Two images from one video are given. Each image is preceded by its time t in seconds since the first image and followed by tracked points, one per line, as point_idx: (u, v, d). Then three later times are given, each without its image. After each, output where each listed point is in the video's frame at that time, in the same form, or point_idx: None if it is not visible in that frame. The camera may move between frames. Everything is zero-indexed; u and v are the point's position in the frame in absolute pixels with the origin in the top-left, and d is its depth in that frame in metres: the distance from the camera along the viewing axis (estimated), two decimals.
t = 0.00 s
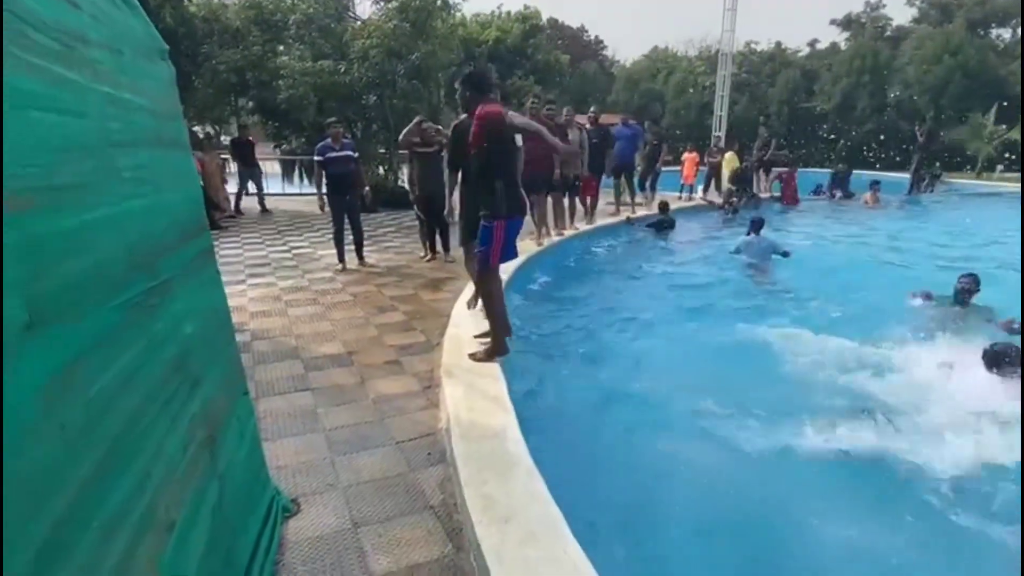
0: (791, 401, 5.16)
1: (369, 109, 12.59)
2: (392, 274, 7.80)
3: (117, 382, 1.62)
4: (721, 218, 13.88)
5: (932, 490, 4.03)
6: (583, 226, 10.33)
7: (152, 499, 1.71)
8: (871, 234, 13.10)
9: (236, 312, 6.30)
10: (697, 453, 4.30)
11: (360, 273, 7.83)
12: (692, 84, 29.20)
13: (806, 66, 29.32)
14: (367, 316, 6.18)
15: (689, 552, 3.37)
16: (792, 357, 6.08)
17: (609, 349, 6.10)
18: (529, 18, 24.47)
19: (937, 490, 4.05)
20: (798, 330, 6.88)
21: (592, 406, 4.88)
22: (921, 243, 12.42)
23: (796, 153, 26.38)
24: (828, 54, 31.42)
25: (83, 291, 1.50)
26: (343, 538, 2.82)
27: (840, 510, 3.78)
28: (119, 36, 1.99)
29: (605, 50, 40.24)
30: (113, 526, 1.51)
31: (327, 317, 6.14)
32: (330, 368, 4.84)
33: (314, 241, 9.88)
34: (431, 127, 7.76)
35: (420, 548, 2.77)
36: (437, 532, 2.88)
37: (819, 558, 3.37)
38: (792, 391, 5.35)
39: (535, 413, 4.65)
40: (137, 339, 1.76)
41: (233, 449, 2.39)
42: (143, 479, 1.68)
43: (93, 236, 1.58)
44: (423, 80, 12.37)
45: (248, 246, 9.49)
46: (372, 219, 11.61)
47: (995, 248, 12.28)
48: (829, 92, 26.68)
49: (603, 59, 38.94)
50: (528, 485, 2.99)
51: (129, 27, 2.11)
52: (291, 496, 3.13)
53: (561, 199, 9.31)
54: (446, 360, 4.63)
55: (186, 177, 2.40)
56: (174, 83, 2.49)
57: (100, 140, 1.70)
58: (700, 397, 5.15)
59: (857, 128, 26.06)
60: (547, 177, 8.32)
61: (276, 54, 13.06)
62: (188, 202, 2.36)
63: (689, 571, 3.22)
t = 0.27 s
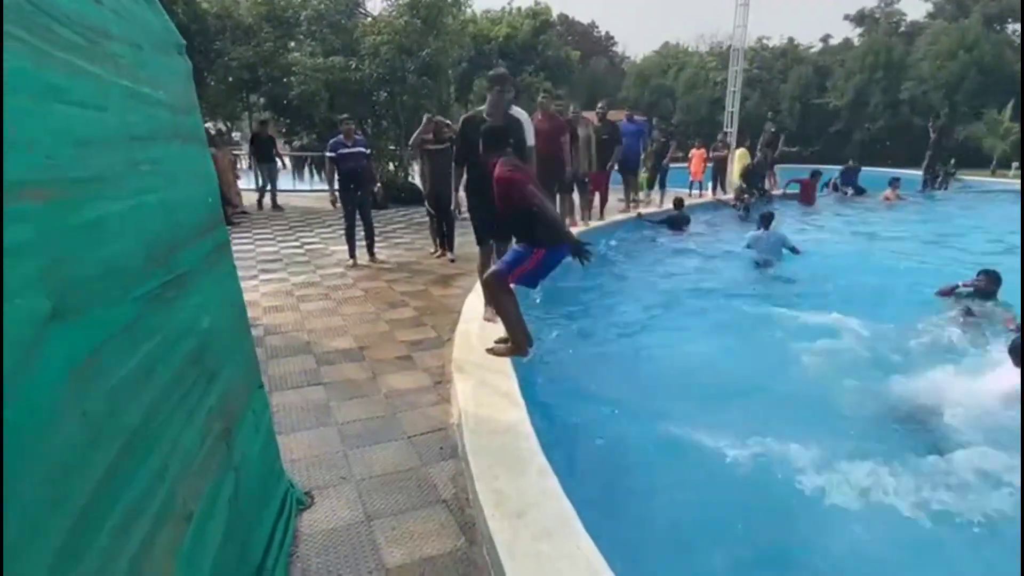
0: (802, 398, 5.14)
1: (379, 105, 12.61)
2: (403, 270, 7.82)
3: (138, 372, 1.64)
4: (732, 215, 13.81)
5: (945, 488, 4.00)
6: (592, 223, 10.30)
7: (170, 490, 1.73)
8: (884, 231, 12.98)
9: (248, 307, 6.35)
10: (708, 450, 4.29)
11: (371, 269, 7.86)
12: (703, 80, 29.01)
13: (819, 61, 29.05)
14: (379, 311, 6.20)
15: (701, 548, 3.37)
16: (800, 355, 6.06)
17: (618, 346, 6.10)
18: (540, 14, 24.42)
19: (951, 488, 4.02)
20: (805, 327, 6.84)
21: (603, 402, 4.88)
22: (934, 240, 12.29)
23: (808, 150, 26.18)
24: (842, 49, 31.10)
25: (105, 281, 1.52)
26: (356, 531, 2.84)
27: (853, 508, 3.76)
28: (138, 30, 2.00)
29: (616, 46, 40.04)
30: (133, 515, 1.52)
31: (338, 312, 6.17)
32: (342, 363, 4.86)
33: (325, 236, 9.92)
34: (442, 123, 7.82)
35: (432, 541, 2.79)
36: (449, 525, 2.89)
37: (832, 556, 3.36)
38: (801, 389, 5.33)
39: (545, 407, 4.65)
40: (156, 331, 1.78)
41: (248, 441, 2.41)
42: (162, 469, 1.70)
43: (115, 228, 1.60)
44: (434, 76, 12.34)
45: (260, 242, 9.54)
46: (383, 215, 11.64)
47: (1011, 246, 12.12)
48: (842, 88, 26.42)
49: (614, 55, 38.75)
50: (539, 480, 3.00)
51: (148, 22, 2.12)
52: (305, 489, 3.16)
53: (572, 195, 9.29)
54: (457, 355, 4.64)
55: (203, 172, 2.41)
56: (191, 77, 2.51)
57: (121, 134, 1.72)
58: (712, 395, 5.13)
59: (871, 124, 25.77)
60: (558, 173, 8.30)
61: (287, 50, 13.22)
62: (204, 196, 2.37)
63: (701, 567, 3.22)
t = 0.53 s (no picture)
0: (814, 397, 5.12)
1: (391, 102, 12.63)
2: (413, 267, 7.84)
3: (158, 367, 1.66)
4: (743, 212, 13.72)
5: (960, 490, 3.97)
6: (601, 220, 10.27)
7: (190, 483, 1.75)
8: (898, 229, 12.85)
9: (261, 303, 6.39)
10: (720, 448, 4.28)
11: (382, 266, 7.88)
12: (715, 76, 28.82)
13: (832, 57, 28.77)
14: (390, 307, 6.23)
15: (712, 545, 3.36)
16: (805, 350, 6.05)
17: (629, 343, 6.09)
18: (551, 10, 24.35)
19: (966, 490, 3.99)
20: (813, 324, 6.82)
21: (615, 398, 4.88)
22: (949, 239, 12.16)
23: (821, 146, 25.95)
24: (856, 45, 30.76)
25: (126, 277, 1.54)
26: (368, 526, 2.86)
27: (865, 505, 3.76)
28: (156, 28, 2.02)
29: (627, 42, 39.84)
30: (154, 508, 1.55)
31: (350, 308, 6.20)
32: (353, 359, 4.89)
33: (337, 233, 9.97)
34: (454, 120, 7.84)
35: (444, 537, 2.80)
36: (461, 522, 2.90)
37: (844, 555, 3.34)
38: (813, 387, 5.31)
39: (556, 404, 4.65)
40: (175, 326, 1.80)
41: (263, 436, 2.44)
42: (181, 462, 1.72)
43: (135, 224, 1.62)
44: (445, 72, 12.39)
45: (272, 238, 9.59)
46: (393, 212, 11.66)
47: None
48: (856, 84, 26.14)
49: (624, 51, 38.51)
50: (551, 476, 3.01)
51: (166, 20, 2.14)
52: (318, 484, 3.18)
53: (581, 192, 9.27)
54: (470, 352, 4.64)
55: (219, 169, 2.43)
56: (207, 74, 2.53)
57: (140, 131, 1.74)
58: (724, 393, 5.11)
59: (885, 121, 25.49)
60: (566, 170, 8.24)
61: (299, 46, 13.18)
62: (221, 193, 2.39)
63: (713, 563, 3.22)
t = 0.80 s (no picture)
0: (826, 396, 5.09)
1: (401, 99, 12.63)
2: (424, 264, 7.86)
3: (172, 364, 1.67)
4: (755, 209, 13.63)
5: (974, 492, 3.93)
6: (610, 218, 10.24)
7: (203, 479, 1.76)
8: (912, 227, 12.71)
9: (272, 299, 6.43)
10: (731, 446, 4.26)
11: (392, 263, 7.90)
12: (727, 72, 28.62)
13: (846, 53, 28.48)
14: (400, 305, 6.25)
15: (722, 544, 3.35)
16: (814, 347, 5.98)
17: (639, 341, 6.07)
18: (562, 6, 24.28)
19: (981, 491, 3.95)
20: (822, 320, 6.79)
21: (625, 396, 4.86)
22: (964, 237, 12.01)
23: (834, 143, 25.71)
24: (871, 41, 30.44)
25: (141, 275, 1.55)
26: (379, 522, 2.88)
27: (878, 506, 3.72)
28: (170, 28, 2.04)
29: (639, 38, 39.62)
30: (169, 504, 1.56)
31: (360, 305, 6.22)
32: (364, 356, 4.91)
33: (347, 230, 10.00)
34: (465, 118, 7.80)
35: (453, 535, 2.81)
36: (471, 519, 2.91)
37: (855, 556, 3.32)
38: (824, 385, 5.28)
39: (566, 402, 4.64)
40: (189, 323, 1.81)
41: (275, 432, 2.45)
42: (194, 458, 1.73)
43: (150, 222, 1.63)
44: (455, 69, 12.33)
45: (283, 235, 9.64)
46: (404, 209, 11.68)
47: None
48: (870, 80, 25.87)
49: (635, 47, 38.37)
50: (560, 475, 3.00)
51: (179, 18, 2.15)
52: (328, 480, 3.20)
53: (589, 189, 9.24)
54: (480, 349, 4.65)
55: (232, 167, 2.45)
56: (220, 73, 2.54)
57: (154, 130, 1.75)
58: (734, 391, 5.09)
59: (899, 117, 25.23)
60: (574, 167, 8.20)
61: (311, 44, 13.27)
62: (234, 191, 2.41)
63: (723, 563, 3.21)
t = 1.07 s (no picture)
0: (835, 393, 5.07)
1: (411, 96, 12.71)
2: (432, 261, 7.87)
3: (181, 360, 1.68)
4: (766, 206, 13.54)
5: (986, 492, 3.90)
6: (618, 216, 10.21)
7: (213, 475, 1.78)
8: (925, 224, 12.57)
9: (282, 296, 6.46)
10: (739, 444, 4.25)
11: (401, 260, 7.92)
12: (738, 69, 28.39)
13: (858, 50, 28.20)
14: (408, 302, 6.26)
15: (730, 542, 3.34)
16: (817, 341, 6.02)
17: (647, 338, 6.05)
18: (572, 3, 24.17)
19: (992, 491, 3.91)
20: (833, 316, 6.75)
21: (634, 393, 4.85)
22: (977, 235, 11.88)
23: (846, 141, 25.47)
24: (884, 37, 30.11)
25: (150, 273, 1.56)
26: (386, 518, 2.89)
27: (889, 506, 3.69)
28: (179, 25, 2.05)
29: (648, 34, 39.42)
30: (178, 499, 1.58)
31: (369, 302, 6.24)
32: (373, 353, 4.92)
33: (356, 227, 10.03)
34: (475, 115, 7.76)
35: (461, 531, 2.82)
36: (478, 516, 2.92)
37: (865, 555, 3.30)
38: (834, 383, 5.25)
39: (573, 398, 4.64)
40: (199, 319, 1.82)
41: (284, 427, 2.47)
42: (204, 454, 1.75)
43: (160, 221, 1.65)
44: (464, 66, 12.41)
45: (293, 232, 9.69)
46: (413, 206, 11.70)
47: None
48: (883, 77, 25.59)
49: (645, 43, 38.20)
50: (568, 473, 3.00)
51: (189, 16, 2.16)
52: (337, 476, 3.22)
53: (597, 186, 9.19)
54: (490, 345, 4.67)
55: (241, 164, 2.46)
56: (229, 70, 2.55)
57: (164, 127, 1.76)
58: (745, 389, 5.07)
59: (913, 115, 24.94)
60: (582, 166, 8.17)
61: (321, 41, 13.36)
62: (243, 188, 2.42)
63: (731, 563, 3.20)
